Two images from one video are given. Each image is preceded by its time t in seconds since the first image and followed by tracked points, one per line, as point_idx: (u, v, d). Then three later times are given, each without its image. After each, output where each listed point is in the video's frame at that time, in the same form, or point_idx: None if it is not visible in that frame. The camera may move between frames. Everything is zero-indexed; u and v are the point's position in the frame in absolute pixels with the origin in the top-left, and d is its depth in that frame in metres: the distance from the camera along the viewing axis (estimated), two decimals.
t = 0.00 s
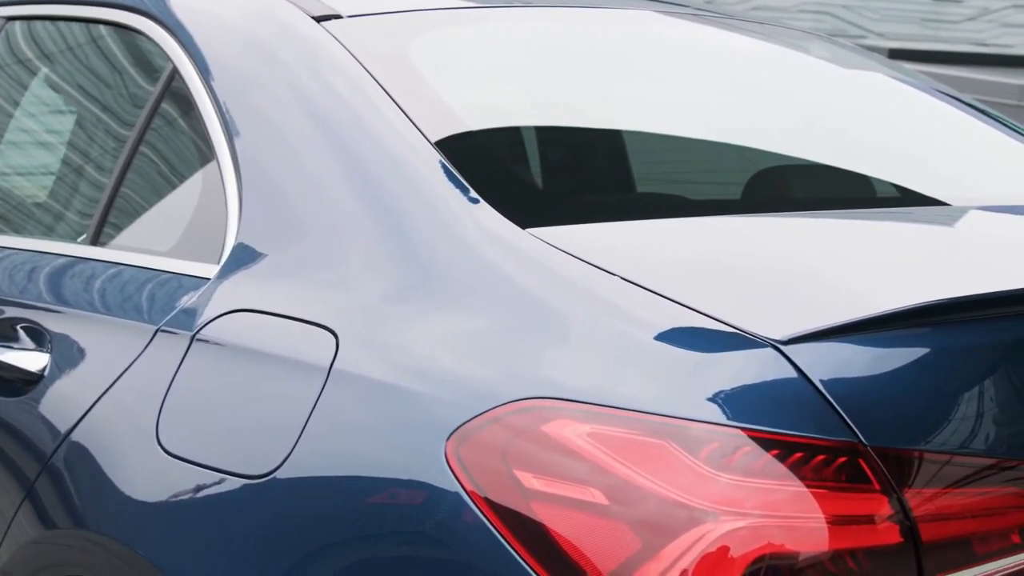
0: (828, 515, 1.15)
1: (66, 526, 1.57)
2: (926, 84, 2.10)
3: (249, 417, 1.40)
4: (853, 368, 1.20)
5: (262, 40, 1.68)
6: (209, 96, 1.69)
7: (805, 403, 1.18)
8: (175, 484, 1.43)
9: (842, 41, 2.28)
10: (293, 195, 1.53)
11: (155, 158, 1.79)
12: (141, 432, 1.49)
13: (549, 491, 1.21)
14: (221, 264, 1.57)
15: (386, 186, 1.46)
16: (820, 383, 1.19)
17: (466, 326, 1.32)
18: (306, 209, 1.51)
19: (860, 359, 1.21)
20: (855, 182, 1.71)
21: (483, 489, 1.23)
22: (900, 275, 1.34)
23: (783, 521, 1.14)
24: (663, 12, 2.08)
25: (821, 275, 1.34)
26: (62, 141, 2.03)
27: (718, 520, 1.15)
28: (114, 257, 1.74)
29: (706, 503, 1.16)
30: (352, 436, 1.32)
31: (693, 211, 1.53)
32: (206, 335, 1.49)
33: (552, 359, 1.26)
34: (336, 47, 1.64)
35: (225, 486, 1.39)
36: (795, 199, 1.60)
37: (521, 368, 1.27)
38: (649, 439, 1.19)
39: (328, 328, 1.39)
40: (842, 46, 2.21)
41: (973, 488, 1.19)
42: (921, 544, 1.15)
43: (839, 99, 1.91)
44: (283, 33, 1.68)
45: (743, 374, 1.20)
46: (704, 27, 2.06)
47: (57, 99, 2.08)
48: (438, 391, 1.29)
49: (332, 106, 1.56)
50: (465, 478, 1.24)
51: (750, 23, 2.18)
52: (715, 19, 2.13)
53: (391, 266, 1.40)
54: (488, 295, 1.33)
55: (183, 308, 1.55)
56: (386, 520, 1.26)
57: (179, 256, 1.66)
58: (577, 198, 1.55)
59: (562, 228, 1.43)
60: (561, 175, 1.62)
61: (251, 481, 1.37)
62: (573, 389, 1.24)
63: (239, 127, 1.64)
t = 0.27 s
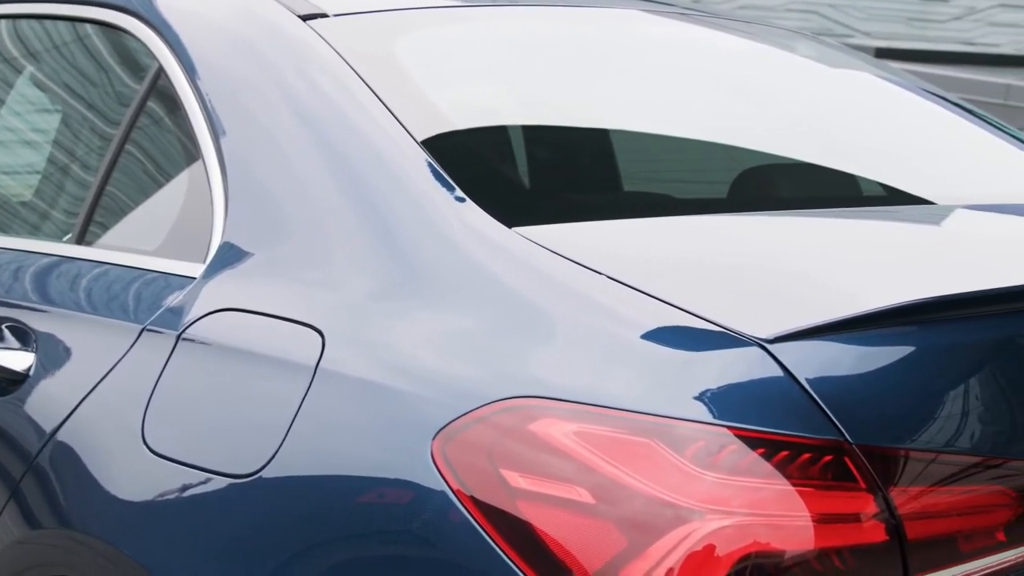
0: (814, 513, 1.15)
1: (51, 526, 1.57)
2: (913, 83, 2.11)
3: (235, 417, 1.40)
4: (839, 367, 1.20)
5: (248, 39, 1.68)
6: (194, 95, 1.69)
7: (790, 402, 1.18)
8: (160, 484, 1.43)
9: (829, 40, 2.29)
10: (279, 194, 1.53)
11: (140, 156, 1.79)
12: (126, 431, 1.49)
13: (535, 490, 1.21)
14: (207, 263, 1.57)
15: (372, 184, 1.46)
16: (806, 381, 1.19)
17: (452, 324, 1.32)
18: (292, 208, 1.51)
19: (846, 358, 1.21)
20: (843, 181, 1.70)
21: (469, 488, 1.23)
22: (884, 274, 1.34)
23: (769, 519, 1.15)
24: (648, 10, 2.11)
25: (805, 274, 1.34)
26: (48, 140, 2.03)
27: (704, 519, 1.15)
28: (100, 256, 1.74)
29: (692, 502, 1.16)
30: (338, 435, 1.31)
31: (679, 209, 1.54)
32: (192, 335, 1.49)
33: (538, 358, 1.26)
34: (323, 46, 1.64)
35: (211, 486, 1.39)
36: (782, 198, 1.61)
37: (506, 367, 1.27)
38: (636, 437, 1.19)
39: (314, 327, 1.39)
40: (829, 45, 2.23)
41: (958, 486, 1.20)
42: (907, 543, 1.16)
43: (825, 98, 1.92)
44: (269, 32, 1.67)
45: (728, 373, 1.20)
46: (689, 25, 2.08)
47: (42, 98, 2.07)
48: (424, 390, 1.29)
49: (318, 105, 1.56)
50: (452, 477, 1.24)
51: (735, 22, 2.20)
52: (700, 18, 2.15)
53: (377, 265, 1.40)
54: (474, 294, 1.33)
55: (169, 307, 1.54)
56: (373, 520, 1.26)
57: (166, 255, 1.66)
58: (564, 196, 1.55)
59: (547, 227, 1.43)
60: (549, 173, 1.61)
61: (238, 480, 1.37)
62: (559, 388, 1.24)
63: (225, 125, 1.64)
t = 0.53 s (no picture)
0: (800, 512, 1.15)
1: (37, 526, 1.56)
2: (899, 82, 2.12)
3: (221, 416, 1.40)
4: (825, 366, 1.20)
5: (233, 38, 1.67)
6: (180, 94, 1.69)
7: (776, 400, 1.18)
8: (146, 484, 1.43)
9: (815, 40, 2.30)
10: (265, 193, 1.53)
11: (126, 155, 1.79)
12: (112, 431, 1.49)
13: (521, 489, 1.21)
14: (192, 263, 1.56)
15: (358, 183, 1.46)
16: (792, 380, 1.19)
17: (437, 323, 1.32)
18: (278, 207, 1.50)
19: (832, 357, 1.21)
20: (829, 178, 1.70)
21: (455, 487, 1.23)
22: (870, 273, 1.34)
23: (755, 518, 1.15)
24: (635, 10, 2.12)
25: (791, 273, 1.35)
26: (34, 139, 2.03)
27: (690, 517, 1.15)
28: (86, 256, 1.74)
29: (678, 501, 1.16)
30: (324, 434, 1.31)
31: (665, 208, 1.54)
32: (178, 334, 1.49)
33: (523, 357, 1.26)
34: (309, 45, 1.64)
35: (197, 485, 1.39)
36: (767, 196, 1.61)
37: (492, 366, 1.27)
38: (622, 436, 1.19)
39: (300, 326, 1.39)
40: (816, 45, 2.24)
41: (944, 485, 1.19)
42: (892, 541, 1.16)
43: (811, 98, 1.93)
44: (255, 30, 1.67)
45: (714, 372, 1.20)
46: (676, 24, 2.09)
47: (28, 97, 2.08)
48: (410, 389, 1.29)
49: (304, 103, 1.55)
50: (438, 476, 1.24)
51: (722, 21, 2.21)
52: (687, 17, 2.16)
53: (363, 264, 1.40)
54: (459, 293, 1.33)
55: (155, 306, 1.54)
56: (359, 519, 1.26)
57: (152, 255, 1.66)
58: (551, 194, 1.55)
59: (533, 226, 1.43)
60: (536, 169, 1.61)
61: (224, 480, 1.37)
62: (545, 386, 1.24)
63: (211, 124, 1.63)
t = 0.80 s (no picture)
0: (788, 510, 1.16)
1: (25, 526, 1.56)
2: (887, 82, 2.12)
3: (208, 415, 1.40)
4: (812, 364, 1.20)
5: (221, 37, 1.67)
6: (168, 93, 1.69)
7: (764, 399, 1.18)
8: (133, 483, 1.43)
9: (803, 39, 2.31)
10: (253, 192, 1.53)
11: (114, 154, 1.79)
12: (99, 430, 1.49)
13: (509, 488, 1.21)
14: (180, 262, 1.56)
15: (346, 182, 1.45)
16: (779, 379, 1.19)
17: (425, 322, 1.32)
18: (266, 206, 1.50)
19: (819, 356, 1.21)
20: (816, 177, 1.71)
21: (442, 486, 1.23)
22: (857, 272, 1.35)
23: (742, 516, 1.15)
24: (623, 9, 2.13)
25: (778, 272, 1.35)
26: (22, 137, 2.03)
27: (678, 516, 1.15)
28: (73, 255, 1.75)
29: (666, 500, 1.16)
30: (313, 433, 1.31)
31: (653, 207, 1.54)
32: (165, 334, 1.49)
33: (511, 356, 1.26)
34: (297, 44, 1.64)
35: (184, 484, 1.38)
36: (755, 195, 1.61)
37: (479, 365, 1.27)
38: (610, 435, 1.19)
39: (287, 325, 1.39)
40: (804, 44, 2.25)
41: (932, 483, 1.19)
42: (880, 540, 1.16)
43: (798, 98, 1.94)
44: (242, 29, 1.67)
45: (701, 370, 1.20)
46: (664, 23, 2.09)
47: (16, 95, 2.08)
48: (398, 389, 1.29)
49: (292, 102, 1.55)
50: (425, 475, 1.24)
51: (710, 20, 2.22)
52: (674, 16, 2.17)
53: (351, 263, 1.40)
54: (447, 292, 1.33)
55: (143, 305, 1.54)
56: (348, 518, 1.26)
57: (140, 254, 1.66)
58: (540, 193, 1.55)
59: (521, 225, 1.43)
60: (525, 169, 1.61)
61: (212, 479, 1.36)
62: (533, 385, 1.24)
63: (199, 123, 1.63)
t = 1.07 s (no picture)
0: (772, 508, 1.16)
1: (10, 525, 1.56)
2: (873, 80, 2.13)
3: (193, 413, 1.40)
4: (796, 362, 1.21)
5: (205, 34, 1.67)
6: (152, 91, 1.68)
7: (749, 397, 1.18)
8: (117, 483, 1.43)
9: (789, 37, 2.32)
10: (238, 190, 1.52)
11: (99, 153, 1.80)
12: (85, 429, 1.49)
13: (493, 486, 1.21)
14: (164, 260, 1.56)
15: (330, 181, 1.45)
16: (764, 377, 1.19)
17: (409, 321, 1.32)
18: (251, 204, 1.50)
19: (803, 353, 1.22)
20: (802, 175, 1.71)
21: (428, 484, 1.23)
22: (841, 270, 1.35)
23: (727, 514, 1.15)
24: (609, 6, 2.13)
25: (762, 270, 1.35)
26: (9, 136, 2.04)
27: (663, 514, 1.15)
28: (59, 254, 1.75)
29: (651, 497, 1.16)
30: (298, 432, 1.31)
31: (638, 204, 1.54)
32: (150, 333, 1.49)
33: (495, 354, 1.26)
34: (282, 42, 1.64)
35: (170, 483, 1.38)
36: (741, 193, 1.62)
37: (464, 362, 1.27)
38: (594, 433, 1.19)
39: (272, 323, 1.39)
40: (790, 43, 2.25)
41: (916, 481, 1.20)
42: (865, 537, 1.16)
43: (783, 96, 1.95)
44: (227, 27, 1.67)
45: (687, 368, 1.20)
46: (649, 21, 2.10)
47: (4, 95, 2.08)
48: (383, 387, 1.29)
49: (276, 100, 1.55)
50: (410, 473, 1.24)
51: (695, 18, 2.23)
52: (660, 14, 2.17)
53: (336, 261, 1.40)
54: (431, 290, 1.33)
55: (127, 303, 1.55)
56: (333, 517, 1.26)
57: (126, 253, 1.66)
58: (526, 191, 1.56)
59: (506, 223, 1.43)
60: (511, 167, 1.62)
61: (197, 478, 1.36)
62: (518, 383, 1.24)
63: (184, 120, 1.63)
